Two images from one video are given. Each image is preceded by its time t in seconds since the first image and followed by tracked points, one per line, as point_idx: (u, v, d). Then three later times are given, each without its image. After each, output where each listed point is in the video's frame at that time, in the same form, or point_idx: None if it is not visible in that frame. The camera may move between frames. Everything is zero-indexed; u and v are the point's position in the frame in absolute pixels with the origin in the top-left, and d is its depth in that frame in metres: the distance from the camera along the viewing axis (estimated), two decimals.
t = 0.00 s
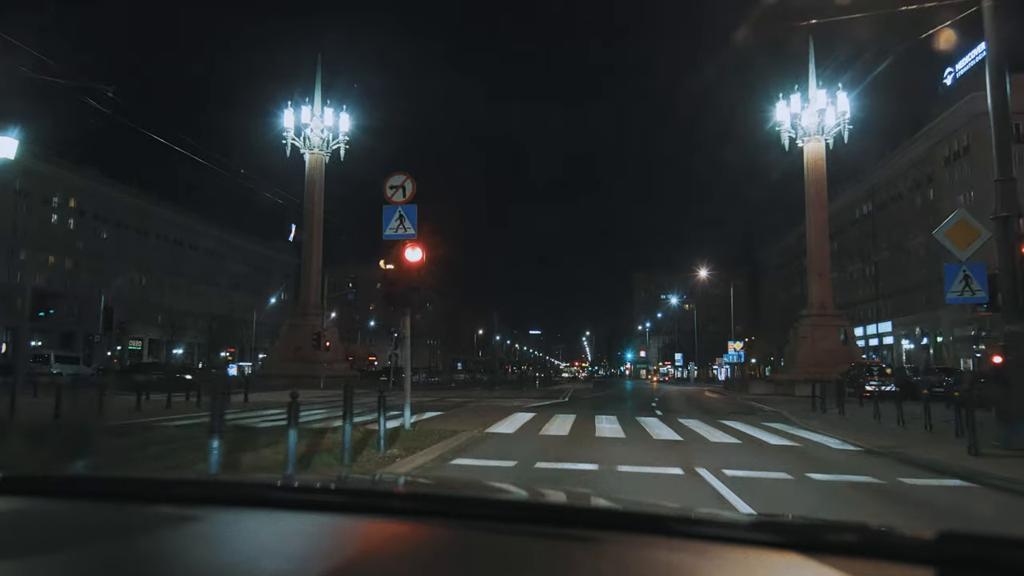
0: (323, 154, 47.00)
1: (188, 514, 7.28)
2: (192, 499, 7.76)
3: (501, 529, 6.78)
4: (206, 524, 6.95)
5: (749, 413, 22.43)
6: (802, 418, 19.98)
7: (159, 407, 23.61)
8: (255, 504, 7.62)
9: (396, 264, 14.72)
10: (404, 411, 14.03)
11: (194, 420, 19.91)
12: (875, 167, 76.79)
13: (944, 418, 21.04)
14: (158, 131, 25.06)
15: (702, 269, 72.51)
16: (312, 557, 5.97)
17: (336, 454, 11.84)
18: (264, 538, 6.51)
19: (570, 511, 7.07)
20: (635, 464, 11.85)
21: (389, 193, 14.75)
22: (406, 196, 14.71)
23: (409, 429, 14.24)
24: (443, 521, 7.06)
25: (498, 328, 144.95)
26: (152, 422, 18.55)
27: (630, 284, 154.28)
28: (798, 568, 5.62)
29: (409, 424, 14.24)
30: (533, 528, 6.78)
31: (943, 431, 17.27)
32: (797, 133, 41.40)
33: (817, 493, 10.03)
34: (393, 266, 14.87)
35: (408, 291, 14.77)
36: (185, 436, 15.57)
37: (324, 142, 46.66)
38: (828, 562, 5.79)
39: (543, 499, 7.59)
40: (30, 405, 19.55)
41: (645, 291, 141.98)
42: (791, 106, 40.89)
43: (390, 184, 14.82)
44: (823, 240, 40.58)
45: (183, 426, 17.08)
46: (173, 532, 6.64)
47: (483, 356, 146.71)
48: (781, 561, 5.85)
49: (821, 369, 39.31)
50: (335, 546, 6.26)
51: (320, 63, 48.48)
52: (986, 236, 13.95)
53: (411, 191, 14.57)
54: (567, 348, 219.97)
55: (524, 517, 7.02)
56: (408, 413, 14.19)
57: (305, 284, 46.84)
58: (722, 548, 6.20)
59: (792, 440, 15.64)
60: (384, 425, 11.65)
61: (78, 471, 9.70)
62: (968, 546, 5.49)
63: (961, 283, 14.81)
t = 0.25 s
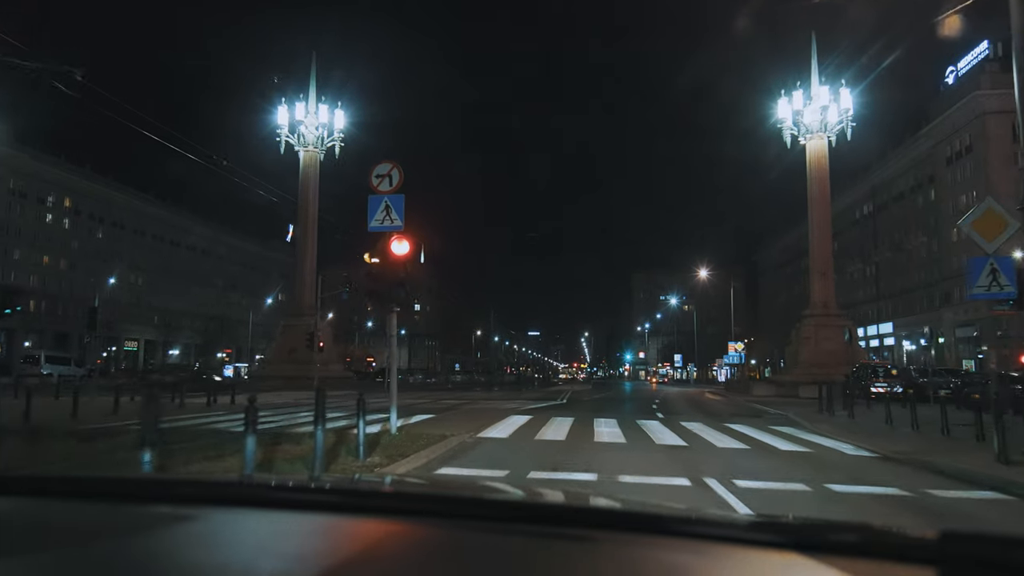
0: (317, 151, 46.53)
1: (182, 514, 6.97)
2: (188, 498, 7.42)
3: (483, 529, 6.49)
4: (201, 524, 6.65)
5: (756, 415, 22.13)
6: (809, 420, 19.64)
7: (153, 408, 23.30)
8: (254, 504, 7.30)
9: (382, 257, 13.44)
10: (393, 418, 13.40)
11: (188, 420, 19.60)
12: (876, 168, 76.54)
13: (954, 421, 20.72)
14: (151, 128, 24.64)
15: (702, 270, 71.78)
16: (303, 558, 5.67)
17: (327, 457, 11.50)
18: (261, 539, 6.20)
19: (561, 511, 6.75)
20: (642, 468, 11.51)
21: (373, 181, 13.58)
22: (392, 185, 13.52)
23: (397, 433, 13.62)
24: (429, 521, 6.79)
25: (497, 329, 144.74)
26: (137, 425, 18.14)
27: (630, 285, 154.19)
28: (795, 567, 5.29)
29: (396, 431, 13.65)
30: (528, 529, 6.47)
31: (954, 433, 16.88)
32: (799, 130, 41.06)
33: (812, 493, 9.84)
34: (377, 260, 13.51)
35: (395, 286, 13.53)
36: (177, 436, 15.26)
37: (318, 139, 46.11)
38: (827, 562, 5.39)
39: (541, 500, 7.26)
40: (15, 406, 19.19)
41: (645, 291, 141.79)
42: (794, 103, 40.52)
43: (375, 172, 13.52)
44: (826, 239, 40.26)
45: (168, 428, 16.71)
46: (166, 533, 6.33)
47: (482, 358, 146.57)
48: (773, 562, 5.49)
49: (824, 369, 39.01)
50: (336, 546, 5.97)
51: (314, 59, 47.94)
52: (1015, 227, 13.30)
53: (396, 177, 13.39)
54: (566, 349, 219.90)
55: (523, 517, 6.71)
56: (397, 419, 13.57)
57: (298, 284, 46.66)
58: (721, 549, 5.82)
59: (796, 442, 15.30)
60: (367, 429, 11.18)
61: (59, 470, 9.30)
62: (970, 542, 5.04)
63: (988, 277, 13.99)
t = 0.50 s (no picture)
0: (313, 150, 46.18)
1: (178, 518, 6.73)
2: (183, 501, 7.17)
3: (474, 532, 6.26)
4: (198, 527, 6.42)
5: (760, 419, 21.89)
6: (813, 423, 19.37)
7: (149, 411, 23.04)
8: (251, 507, 7.05)
9: (367, 251, 12.87)
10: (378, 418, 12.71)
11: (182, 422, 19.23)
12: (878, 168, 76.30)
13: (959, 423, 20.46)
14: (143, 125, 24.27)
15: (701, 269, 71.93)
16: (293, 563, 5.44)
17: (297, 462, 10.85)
18: (258, 543, 5.96)
19: (556, 514, 6.50)
20: (649, 470, 11.26)
21: (360, 172, 13.12)
22: (380, 175, 13.01)
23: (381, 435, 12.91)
24: (420, 524, 6.56)
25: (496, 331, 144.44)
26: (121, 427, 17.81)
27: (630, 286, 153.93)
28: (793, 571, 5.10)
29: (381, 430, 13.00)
30: (523, 533, 6.24)
31: (961, 436, 16.57)
32: (802, 128, 40.75)
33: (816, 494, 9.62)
34: (364, 255, 13.00)
35: (382, 282, 12.96)
36: (168, 439, 14.86)
37: (314, 137, 45.66)
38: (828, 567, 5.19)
39: (539, 503, 7.01)
40: None
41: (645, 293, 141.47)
42: (796, 101, 40.24)
43: (362, 160, 13.17)
44: (830, 239, 39.97)
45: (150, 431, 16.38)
46: (160, 536, 6.08)
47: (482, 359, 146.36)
48: (770, 566, 5.27)
49: (828, 371, 38.74)
50: (334, 551, 5.75)
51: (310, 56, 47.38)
52: None
53: (385, 169, 12.87)
54: (567, 351, 219.59)
55: (525, 520, 6.47)
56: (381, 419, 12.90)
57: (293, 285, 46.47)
58: (721, 552, 5.62)
59: (799, 445, 15.00)
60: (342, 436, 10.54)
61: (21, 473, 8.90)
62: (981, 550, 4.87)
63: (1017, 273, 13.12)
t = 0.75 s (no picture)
0: (310, 147, 46.13)
1: (182, 518, 6.57)
2: (188, 503, 7.02)
3: (468, 531, 6.13)
4: (205, 528, 6.29)
5: (764, 421, 21.62)
6: (818, 426, 19.18)
7: (145, 411, 22.78)
8: (252, 509, 6.91)
9: (355, 244, 11.70)
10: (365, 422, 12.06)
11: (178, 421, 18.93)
12: (880, 168, 76.11)
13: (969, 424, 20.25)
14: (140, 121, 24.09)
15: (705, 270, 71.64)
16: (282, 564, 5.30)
17: (276, 466, 10.33)
18: (253, 544, 5.82)
19: (554, 514, 6.34)
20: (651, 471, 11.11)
21: (348, 161, 12.37)
22: (368, 165, 12.26)
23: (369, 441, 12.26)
24: (414, 523, 6.43)
25: (497, 331, 144.18)
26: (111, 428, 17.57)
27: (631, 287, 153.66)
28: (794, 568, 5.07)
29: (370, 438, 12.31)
30: (518, 532, 6.10)
31: (966, 436, 16.35)
32: (807, 126, 40.41)
33: (816, 494, 9.49)
34: (351, 248, 11.75)
35: (370, 277, 11.90)
36: (162, 438, 14.52)
37: (311, 135, 45.46)
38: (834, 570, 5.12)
39: (536, 502, 6.87)
40: None
41: (646, 293, 141.17)
42: (801, 98, 39.87)
43: (348, 148, 12.32)
44: (836, 237, 39.62)
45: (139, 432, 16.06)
46: (159, 537, 5.94)
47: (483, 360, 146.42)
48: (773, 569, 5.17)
49: (834, 372, 38.49)
50: (329, 551, 5.63)
51: (307, 52, 46.88)
52: None
53: (374, 156, 12.10)
54: (567, 351, 219.31)
55: (526, 520, 6.31)
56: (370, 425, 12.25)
57: (290, 284, 46.38)
58: (719, 551, 5.55)
59: (799, 445, 14.81)
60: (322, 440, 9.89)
61: None
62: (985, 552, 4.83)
63: None
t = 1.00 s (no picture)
0: (308, 147, 46.02)
1: (183, 521, 6.38)
2: (190, 505, 6.83)
3: (460, 533, 5.95)
4: (202, 530, 6.10)
5: (771, 425, 21.38)
6: (825, 430, 18.94)
7: (141, 413, 22.52)
8: (241, 510, 6.73)
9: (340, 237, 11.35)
10: (353, 427, 11.61)
11: (172, 426, 18.65)
12: (882, 169, 75.99)
13: (981, 428, 19.98)
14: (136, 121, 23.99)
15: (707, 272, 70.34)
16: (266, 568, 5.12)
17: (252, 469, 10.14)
18: (240, 547, 5.64)
19: (551, 516, 6.15)
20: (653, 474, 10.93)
21: (334, 149, 11.82)
22: (354, 156, 11.71)
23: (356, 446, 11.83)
24: (405, 525, 6.25)
25: (497, 333, 143.93)
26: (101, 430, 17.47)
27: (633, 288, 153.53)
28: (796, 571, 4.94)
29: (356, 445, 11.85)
30: (510, 534, 5.90)
31: (974, 440, 16.10)
32: (811, 124, 40.22)
33: (816, 497, 9.30)
34: (337, 242, 11.42)
35: (357, 273, 11.51)
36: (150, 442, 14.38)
37: (308, 134, 45.39)
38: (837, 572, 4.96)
39: (532, 505, 6.69)
40: None
41: (648, 295, 140.95)
42: (805, 96, 39.72)
43: (334, 139, 11.82)
44: (840, 237, 39.42)
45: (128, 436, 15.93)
46: (152, 538, 5.77)
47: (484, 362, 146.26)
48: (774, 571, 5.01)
49: (839, 374, 38.23)
50: (317, 554, 5.46)
51: (306, 52, 46.81)
52: None
53: (362, 148, 11.58)
54: (568, 353, 219.23)
55: (525, 522, 6.12)
56: (356, 431, 11.80)
57: (287, 286, 46.34)
58: (718, 552, 5.41)
59: (802, 448, 14.60)
60: (298, 447, 9.60)
61: None
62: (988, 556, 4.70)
63: None
